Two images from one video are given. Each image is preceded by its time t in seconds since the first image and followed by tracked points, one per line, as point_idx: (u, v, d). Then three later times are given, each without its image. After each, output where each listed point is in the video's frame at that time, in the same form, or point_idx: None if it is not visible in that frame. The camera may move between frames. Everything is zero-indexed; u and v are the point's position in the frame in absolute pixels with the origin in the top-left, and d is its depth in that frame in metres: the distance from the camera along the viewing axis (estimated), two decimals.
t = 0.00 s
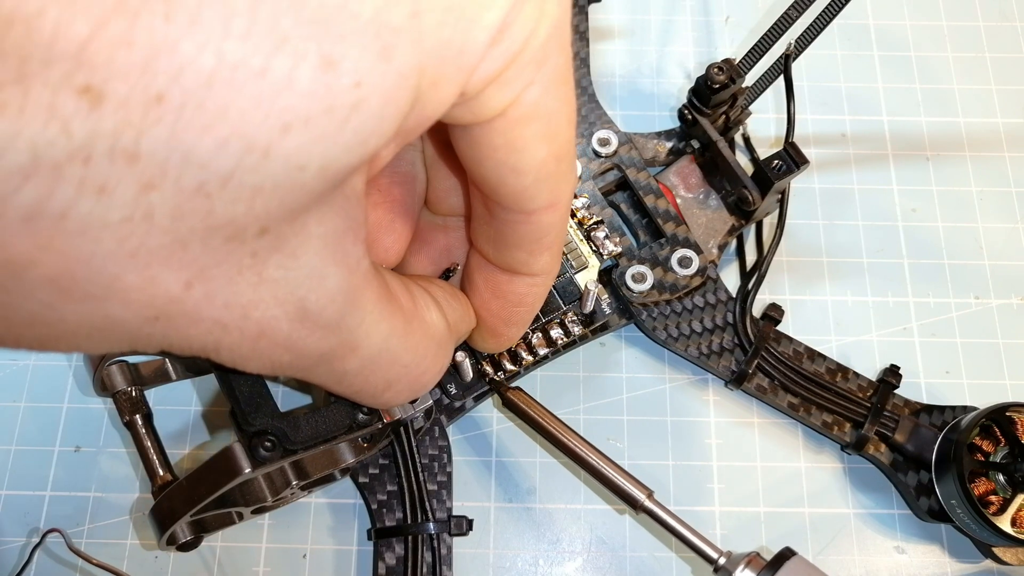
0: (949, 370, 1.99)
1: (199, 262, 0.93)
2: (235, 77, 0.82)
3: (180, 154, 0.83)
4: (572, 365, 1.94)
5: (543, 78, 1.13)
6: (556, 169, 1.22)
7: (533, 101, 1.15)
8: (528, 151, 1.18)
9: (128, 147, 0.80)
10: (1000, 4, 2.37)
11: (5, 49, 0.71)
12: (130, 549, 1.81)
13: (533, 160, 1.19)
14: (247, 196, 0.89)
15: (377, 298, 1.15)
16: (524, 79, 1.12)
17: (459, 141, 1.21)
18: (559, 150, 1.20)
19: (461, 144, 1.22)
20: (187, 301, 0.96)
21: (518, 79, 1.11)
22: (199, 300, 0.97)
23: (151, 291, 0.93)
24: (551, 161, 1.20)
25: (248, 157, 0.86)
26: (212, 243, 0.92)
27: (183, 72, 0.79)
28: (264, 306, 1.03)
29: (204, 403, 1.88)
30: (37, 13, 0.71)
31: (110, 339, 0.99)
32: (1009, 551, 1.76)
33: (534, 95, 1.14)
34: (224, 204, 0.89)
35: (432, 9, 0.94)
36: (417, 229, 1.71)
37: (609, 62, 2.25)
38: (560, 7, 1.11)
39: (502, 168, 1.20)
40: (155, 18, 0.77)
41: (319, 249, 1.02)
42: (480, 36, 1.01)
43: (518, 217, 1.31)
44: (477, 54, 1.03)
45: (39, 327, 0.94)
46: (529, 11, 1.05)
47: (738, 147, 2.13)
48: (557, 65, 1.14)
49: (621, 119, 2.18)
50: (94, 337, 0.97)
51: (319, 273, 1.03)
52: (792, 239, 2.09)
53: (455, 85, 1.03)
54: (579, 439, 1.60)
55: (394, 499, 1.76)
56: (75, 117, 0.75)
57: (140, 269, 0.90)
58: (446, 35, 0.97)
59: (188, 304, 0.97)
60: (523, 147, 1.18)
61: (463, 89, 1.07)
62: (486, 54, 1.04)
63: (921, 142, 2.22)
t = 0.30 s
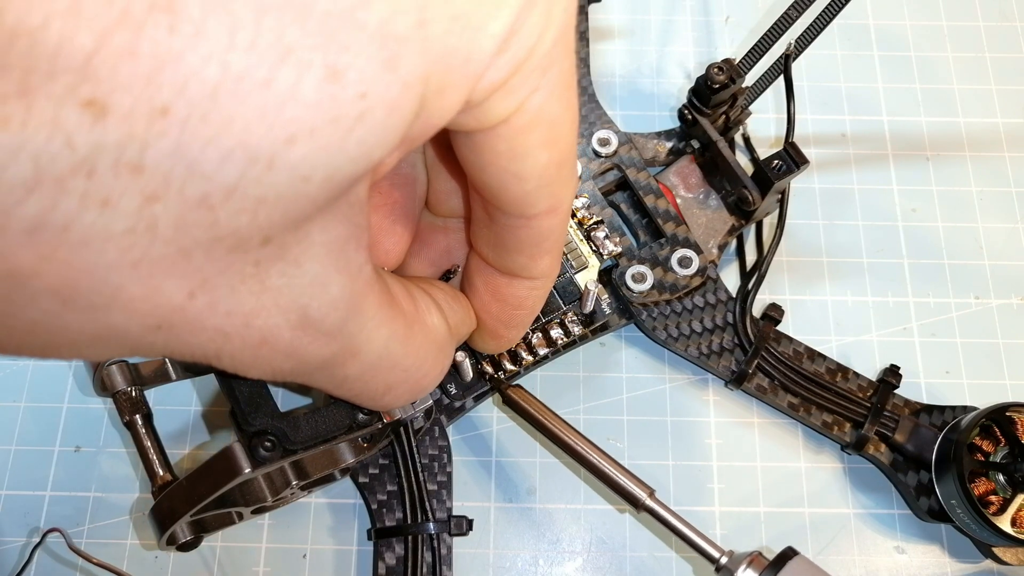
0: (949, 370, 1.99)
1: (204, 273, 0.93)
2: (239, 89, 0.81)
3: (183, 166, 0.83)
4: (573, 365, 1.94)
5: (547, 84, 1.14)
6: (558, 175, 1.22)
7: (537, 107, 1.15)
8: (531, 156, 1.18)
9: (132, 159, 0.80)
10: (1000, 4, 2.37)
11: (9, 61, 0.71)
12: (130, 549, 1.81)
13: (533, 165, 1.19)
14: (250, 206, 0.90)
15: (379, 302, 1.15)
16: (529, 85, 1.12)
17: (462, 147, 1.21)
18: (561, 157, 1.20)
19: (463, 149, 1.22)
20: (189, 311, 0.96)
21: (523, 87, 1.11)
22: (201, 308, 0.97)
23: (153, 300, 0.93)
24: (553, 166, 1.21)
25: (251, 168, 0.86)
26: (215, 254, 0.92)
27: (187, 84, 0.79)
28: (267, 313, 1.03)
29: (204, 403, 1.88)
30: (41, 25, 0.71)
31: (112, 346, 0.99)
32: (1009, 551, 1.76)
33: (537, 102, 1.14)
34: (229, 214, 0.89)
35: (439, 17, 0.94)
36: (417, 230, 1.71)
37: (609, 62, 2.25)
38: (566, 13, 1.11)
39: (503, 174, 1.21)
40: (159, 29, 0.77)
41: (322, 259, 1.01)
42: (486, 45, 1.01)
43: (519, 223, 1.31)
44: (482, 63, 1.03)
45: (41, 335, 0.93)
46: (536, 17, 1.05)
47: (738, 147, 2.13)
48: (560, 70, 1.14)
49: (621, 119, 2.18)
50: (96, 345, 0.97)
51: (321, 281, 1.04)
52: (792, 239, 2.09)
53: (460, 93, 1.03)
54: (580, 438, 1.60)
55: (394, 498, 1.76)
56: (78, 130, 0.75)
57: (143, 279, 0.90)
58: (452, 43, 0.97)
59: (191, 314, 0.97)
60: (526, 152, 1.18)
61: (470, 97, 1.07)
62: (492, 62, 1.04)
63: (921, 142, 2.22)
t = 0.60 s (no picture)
0: (949, 370, 1.99)
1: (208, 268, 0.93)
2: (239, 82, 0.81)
3: (183, 162, 0.83)
4: (572, 365, 1.94)
5: (549, 80, 1.14)
6: (559, 170, 1.22)
7: (539, 102, 1.15)
8: (532, 152, 1.18)
9: (132, 156, 0.80)
10: (1000, 4, 2.37)
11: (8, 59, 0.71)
12: (130, 549, 1.81)
13: (535, 162, 1.19)
14: (250, 203, 0.89)
15: (378, 302, 1.15)
16: (532, 79, 1.12)
17: (463, 143, 1.21)
18: (563, 153, 1.20)
19: (464, 147, 1.22)
20: (189, 310, 0.96)
21: (526, 83, 1.11)
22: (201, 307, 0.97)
23: (153, 299, 0.93)
24: (555, 161, 1.20)
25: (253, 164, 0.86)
26: (216, 252, 0.92)
27: (186, 80, 0.79)
28: (267, 312, 1.03)
29: (204, 403, 1.88)
30: (40, 20, 0.72)
31: (112, 345, 0.99)
32: (1009, 551, 1.76)
33: (539, 97, 1.14)
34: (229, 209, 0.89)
35: (441, 13, 0.94)
36: (416, 230, 1.71)
37: (609, 62, 2.25)
38: (567, 9, 1.12)
39: (505, 169, 1.20)
40: (158, 26, 0.77)
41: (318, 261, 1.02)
42: (489, 41, 1.01)
43: (521, 219, 1.31)
44: (485, 60, 1.03)
45: (41, 334, 0.94)
46: (539, 12, 1.05)
47: (738, 147, 2.13)
48: (560, 68, 1.15)
49: (621, 119, 2.18)
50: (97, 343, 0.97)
51: (321, 281, 1.04)
52: (792, 239, 2.09)
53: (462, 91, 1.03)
54: (659, 442, 1.56)
55: (394, 498, 1.75)
56: (78, 126, 0.75)
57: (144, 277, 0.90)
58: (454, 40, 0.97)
59: (190, 314, 0.97)
60: (528, 148, 1.17)
61: (474, 93, 1.06)
62: (496, 56, 1.04)
63: (921, 142, 2.22)
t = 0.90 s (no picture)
0: (949, 370, 1.99)
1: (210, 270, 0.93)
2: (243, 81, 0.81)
3: (187, 162, 0.82)
4: (573, 365, 1.94)
5: (554, 77, 1.13)
6: (562, 166, 1.22)
7: (544, 100, 1.13)
8: (535, 150, 1.18)
9: (135, 158, 0.80)
10: (1000, 4, 2.37)
11: (10, 61, 0.71)
12: (130, 549, 1.81)
13: (538, 159, 1.19)
14: (253, 203, 0.89)
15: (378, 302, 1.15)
16: (536, 78, 1.10)
17: (466, 142, 1.20)
18: (564, 146, 1.20)
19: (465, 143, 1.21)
20: (191, 312, 0.96)
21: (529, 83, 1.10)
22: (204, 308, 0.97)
23: (156, 299, 0.93)
24: (557, 159, 1.20)
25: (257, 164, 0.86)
26: (222, 255, 0.93)
27: (190, 80, 0.79)
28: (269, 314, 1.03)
29: (204, 403, 1.88)
30: (44, 24, 0.72)
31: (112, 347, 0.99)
32: (1009, 551, 1.76)
33: (544, 95, 1.13)
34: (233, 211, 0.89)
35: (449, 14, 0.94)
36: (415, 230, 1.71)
37: (610, 62, 2.25)
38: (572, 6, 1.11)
39: (509, 167, 1.20)
40: (161, 27, 0.77)
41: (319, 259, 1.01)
42: (496, 42, 1.01)
43: (523, 217, 1.31)
44: (491, 60, 1.02)
45: (42, 337, 0.94)
46: (545, 10, 1.05)
47: (738, 147, 2.12)
48: (563, 65, 1.13)
49: (621, 119, 2.18)
50: (103, 346, 0.98)
51: (323, 282, 1.04)
52: (792, 239, 2.09)
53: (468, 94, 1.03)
54: (686, 450, 1.55)
55: (394, 498, 1.75)
56: (82, 128, 0.75)
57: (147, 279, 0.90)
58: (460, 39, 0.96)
59: (193, 315, 0.97)
60: (531, 144, 1.17)
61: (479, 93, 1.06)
62: (501, 57, 1.04)
63: (921, 142, 2.22)
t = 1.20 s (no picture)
0: (949, 370, 1.99)
1: (164, 241, 0.87)
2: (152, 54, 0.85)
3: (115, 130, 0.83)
4: (573, 365, 1.95)
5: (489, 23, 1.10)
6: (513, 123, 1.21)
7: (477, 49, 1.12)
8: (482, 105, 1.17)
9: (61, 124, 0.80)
10: (1000, 4, 2.37)
11: None
12: (130, 549, 1.80)
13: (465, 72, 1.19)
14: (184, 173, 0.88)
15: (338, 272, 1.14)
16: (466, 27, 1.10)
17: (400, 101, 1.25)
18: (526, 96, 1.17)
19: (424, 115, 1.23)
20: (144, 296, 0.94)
21: None
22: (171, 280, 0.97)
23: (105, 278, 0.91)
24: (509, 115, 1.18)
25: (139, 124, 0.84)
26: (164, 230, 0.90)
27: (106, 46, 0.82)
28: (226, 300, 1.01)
29: (204, 403, 1.88)
30: None
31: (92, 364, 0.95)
32: (1009, 551, 1.76)
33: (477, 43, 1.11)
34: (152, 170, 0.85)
35: None
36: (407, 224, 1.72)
37: (610, 62, 2.25)
38: None
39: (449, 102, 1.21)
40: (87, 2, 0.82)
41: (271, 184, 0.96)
42: None
43: (520, 104, 1.32)
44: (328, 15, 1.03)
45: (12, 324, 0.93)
46: None
47: (737, 147, 2.12)
48: None
49: (621, 119, 2.18)
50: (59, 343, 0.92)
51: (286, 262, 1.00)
52: (791, 238, 2.09)
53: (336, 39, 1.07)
54: (709, 446, 1.55)
55: (394, 498, 1.75)
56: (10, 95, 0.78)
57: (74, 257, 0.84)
58: None
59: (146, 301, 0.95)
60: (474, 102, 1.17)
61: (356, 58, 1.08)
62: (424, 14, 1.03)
63: (920, 142, 2.22)
